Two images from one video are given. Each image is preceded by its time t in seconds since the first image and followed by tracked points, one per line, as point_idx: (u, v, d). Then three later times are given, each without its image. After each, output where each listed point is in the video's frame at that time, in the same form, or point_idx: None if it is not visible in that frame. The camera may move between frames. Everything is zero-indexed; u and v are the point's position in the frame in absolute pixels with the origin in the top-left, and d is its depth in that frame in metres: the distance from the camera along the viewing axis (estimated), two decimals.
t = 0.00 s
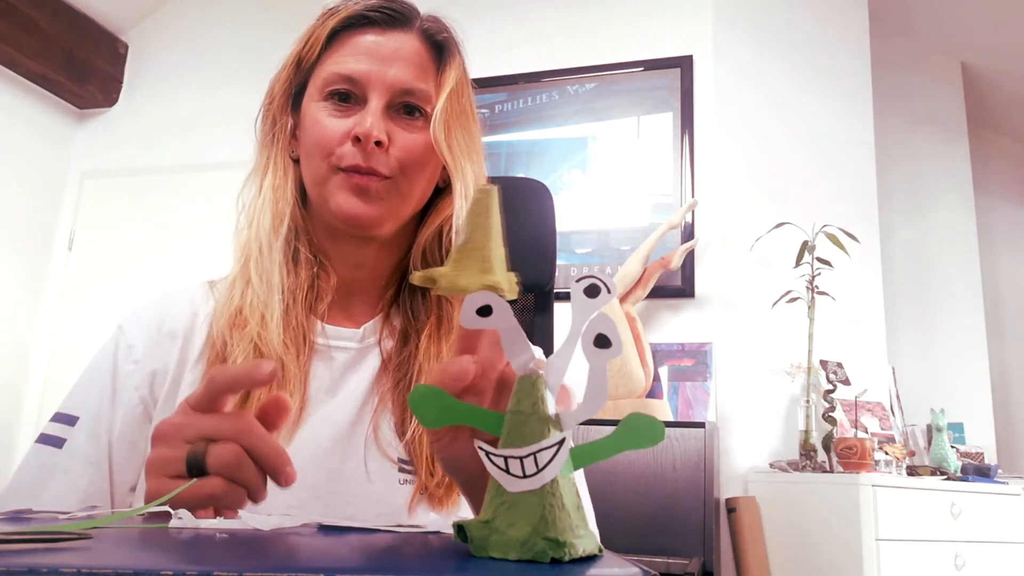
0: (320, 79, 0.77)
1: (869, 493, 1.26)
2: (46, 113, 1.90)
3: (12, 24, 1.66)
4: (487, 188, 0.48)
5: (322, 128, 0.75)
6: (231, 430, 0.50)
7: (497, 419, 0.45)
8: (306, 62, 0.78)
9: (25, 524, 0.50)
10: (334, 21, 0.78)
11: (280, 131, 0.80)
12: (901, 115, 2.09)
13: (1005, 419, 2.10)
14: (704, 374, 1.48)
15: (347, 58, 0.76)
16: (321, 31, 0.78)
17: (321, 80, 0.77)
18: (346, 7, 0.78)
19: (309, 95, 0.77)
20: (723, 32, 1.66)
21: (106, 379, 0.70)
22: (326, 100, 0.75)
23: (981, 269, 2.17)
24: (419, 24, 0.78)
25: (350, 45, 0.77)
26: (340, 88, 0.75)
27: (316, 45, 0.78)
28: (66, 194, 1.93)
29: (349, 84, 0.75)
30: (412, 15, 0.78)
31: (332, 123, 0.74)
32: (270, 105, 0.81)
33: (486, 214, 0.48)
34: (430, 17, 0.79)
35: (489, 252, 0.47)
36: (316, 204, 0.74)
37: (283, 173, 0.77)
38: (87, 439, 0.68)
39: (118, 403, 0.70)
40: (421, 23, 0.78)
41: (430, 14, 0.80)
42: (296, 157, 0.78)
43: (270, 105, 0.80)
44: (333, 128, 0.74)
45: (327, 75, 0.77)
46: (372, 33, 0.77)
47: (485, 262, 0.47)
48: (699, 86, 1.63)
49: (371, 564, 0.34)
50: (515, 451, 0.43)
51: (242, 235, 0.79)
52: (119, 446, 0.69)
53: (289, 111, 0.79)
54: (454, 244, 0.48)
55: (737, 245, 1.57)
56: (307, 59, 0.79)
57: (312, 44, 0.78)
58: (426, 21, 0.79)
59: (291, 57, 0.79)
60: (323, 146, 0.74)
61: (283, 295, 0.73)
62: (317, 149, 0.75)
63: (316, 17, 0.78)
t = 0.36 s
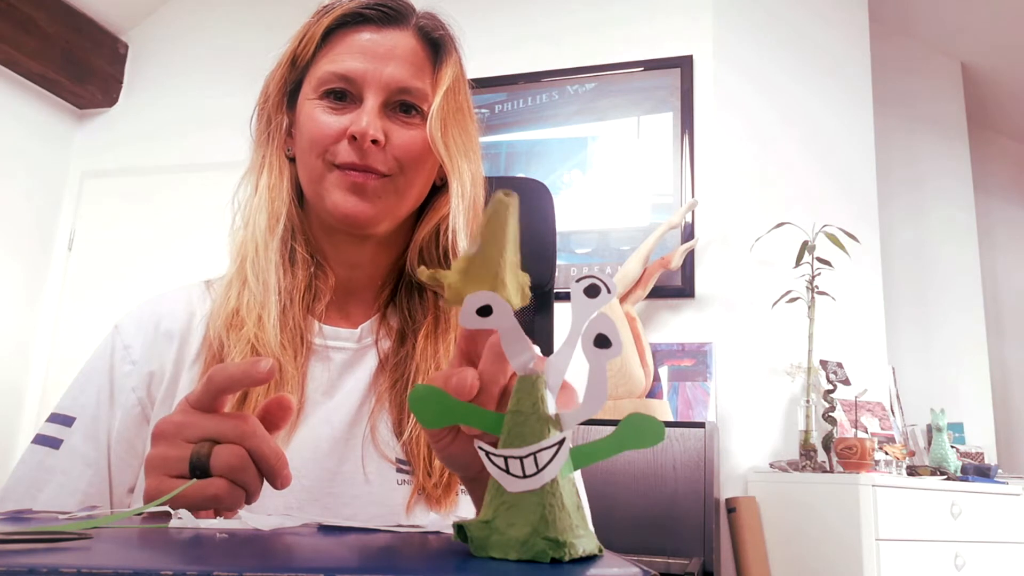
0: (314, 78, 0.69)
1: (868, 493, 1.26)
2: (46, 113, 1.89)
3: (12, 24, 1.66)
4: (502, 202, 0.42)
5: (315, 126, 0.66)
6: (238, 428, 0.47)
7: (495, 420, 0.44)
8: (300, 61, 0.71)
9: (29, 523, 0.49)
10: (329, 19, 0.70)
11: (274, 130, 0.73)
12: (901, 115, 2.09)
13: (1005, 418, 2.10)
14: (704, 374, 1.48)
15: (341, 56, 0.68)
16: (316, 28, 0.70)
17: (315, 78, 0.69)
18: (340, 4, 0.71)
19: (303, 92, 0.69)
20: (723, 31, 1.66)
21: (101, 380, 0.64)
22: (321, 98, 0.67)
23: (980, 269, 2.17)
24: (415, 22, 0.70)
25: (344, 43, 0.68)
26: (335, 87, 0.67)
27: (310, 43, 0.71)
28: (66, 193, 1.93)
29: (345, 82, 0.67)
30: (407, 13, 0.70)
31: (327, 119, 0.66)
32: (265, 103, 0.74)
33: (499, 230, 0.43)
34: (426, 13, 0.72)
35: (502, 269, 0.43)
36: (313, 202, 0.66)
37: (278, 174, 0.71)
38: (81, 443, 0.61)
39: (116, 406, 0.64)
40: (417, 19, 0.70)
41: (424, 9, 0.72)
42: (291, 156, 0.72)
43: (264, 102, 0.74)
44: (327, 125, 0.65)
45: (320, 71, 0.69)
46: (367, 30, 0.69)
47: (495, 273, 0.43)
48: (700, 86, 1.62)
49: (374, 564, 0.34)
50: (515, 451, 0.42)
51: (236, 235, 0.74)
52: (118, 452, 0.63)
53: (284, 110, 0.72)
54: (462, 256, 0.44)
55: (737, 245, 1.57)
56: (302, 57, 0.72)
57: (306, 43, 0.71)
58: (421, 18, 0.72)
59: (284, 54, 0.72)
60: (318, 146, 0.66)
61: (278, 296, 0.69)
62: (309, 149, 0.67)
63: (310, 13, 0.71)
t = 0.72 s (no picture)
0: (311, 78, 0.68)
1: (868, 493, 1.26)
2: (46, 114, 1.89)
3: (12, 24, 1.66)
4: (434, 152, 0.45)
5: (314, 127, 0.65)
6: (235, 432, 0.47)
7: (496, 421, 0.43)
8: (298, 60, 0.72)
9: (27, 523, 0.49)
10: (327, 18, 0.71)
11: (272, 130, 0.74)
12: (902, 114, 2.09)
13: (1005, 418, 2.10)
14: (704, 374, 1.48)
15: (339, 56, 0.68)
16: (314, 28, 0.71)
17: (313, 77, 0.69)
18: (339, 4, 0.72)
19: (301, 91, 0.69)
20: (723, 31, 1.66)
21: (100, 380, 0.63)
22: (319, 97, 0.67)
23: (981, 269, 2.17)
24: (413, 21, 0.71)
25: (343, 42, 0.69)
26: (333, 86, 0.67)
27: (309, 41, 0.71)
28: (66, 194, 1.94)
29: (342, 81, 0.66)
30: (406, 13, 0.72)
31: (325, 119, 0.66)
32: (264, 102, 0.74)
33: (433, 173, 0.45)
34: (423, 13, 0.73)
35: (444, 210, 0.44)
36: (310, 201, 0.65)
37: (277, 176, 0.72)
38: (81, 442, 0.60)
39: (114, 407, 0.63)
40: (414, 20, 0.71)
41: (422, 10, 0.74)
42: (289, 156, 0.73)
43: (262, 102, 0.74)
44: (325, 125, 0.65)
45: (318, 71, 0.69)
46: (365, 30, 0.69)
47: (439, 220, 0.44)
48: (700, 85, 1.62)
49: (372, 564, 0.34)
50: (516, 451, 0.42)
51: (235, 235, 0.75)
52: (116, 453, 0.62)
53: (282, 109, 0.73)
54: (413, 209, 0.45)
55: (737, 245, 1.57)
56: (300, 57, 0.72)
57: (305, 42, 0.71)
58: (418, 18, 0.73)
59: (282, 55, 0.73)
60: (317, 146, 0.65)
61: (275, 295, 0.69)
62: (307, 148, 0.66)
63: (308, 13, 0.71)
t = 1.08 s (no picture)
0: (310, 78, 0.67)
1: (868, 493, 1.26)
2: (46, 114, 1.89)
3: (12, 24, 1.66)
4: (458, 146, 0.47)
5: (314, 129, 0.65)
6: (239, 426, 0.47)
7: (495, 420, 0.43)
8: (297, 61, 0.70)
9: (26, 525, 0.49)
10: (326, 17, 0.69)
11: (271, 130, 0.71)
12: (901, 114, 2.09)
13: (1005, 418, 2.10)
14: (704, 374, 1.48)
15: (339, 55, 0.66)
16: (313, 28, 0.69)
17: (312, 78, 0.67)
18: (337, 3, 0.70)
19: (300, 92, 0.67)
20: (723, 31, 1.66)
21: (99, 381, 0.63)
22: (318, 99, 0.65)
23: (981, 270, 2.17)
24: (413, 20, 0.69)
25: (342, 42, 0.67)
26: (332, 86, 0.65)
27: (307, 43, 0.69)
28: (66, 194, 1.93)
29: (342, 82, 0.65)
30: (404, 11, 0.69)
31: (325, 121, 0.64)
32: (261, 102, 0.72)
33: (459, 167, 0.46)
34: (422, 12, 0.70)
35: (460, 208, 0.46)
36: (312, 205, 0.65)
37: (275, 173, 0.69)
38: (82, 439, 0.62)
39: (114, 407, 0.63)
40: (413, 18, 0.69)
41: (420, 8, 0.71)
42: (289, 156, 0.68)
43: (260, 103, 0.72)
44: (326, 127, 0.64)
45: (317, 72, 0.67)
46: (365, 29, 0.67)
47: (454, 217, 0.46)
48: (700, 85, 1.62)
49: (372, 564, 0.34)
50: (515, 451, 0.41)
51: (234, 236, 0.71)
52: (117, 452, 0.63)
53: (282, 110, 0.69)
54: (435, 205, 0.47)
55: (738, 245, 1.57)
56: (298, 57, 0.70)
57: (303, 41, 0.69)
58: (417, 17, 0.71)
59: (281, 54, 0.70)
60: (318, 148, 0.65)
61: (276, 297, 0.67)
62: (308, 151, 0.65)
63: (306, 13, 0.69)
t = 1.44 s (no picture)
0: (316, 78, 0.75)
1: (869, 493, 1.26)
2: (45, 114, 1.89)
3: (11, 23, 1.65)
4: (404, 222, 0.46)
5: (320, 127, 0.73)
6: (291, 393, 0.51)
7: (496, 420, 0.43)
8: (297, 61, 0.76)
9: (27, 523, 0.50)
10: (325, 17, 0.75)
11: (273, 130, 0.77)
12: (901, 114, 2.09)
13: (1005, 418, 2.10)
14: (704, 374, 1.47)
15: (341, 54, 0.74)
16: (314, 28, 0.76)
17: (317, 79, 0.75)
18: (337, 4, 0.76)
19: (305, 93, 0.75)
20: (723, 31, 1.66)
21: (108, 374, 0.72)
22: (325, 99, 0.74)
23: (981, 270, 2.17)
24: (410, 18, 0.76)
25: (343, 41, 0.75)
26: (338, 86, 0.74)
27: (307, 42, 0.76)
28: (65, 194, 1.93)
29: (346, 82, 0.74)
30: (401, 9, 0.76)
31: (333, 119, 0.73)
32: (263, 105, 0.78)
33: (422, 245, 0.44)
34: (418, 11, 0.77)
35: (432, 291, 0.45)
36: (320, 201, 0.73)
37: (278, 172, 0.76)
38: (94, 432, 0.71)
39: (122, 399, 0.72)
40: (412, 16, 0.76)
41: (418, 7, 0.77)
42: (291, 160, 0.76)
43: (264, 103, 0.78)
44: (333, 125, 0.73)
45: (324, 74, 0.75)
46: (365, 27, 0.75)
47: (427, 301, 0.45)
48: (700, 84, 1.62)
49: (372, 564, 0.34)
50: (516, 451, 0.41)
51: (233, 240, 0.76)
52: (126, 442, 0.71)
53: (282, 110, 0.76)
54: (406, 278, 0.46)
55: (738, 245, 1.57)
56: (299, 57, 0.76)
57: (304, 42, 0.76)
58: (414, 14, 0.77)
59: (282, 56, 0.76)
60: (323, 146, 0.73)
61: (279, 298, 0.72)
62: (318, 150, 0.74)
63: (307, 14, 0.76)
